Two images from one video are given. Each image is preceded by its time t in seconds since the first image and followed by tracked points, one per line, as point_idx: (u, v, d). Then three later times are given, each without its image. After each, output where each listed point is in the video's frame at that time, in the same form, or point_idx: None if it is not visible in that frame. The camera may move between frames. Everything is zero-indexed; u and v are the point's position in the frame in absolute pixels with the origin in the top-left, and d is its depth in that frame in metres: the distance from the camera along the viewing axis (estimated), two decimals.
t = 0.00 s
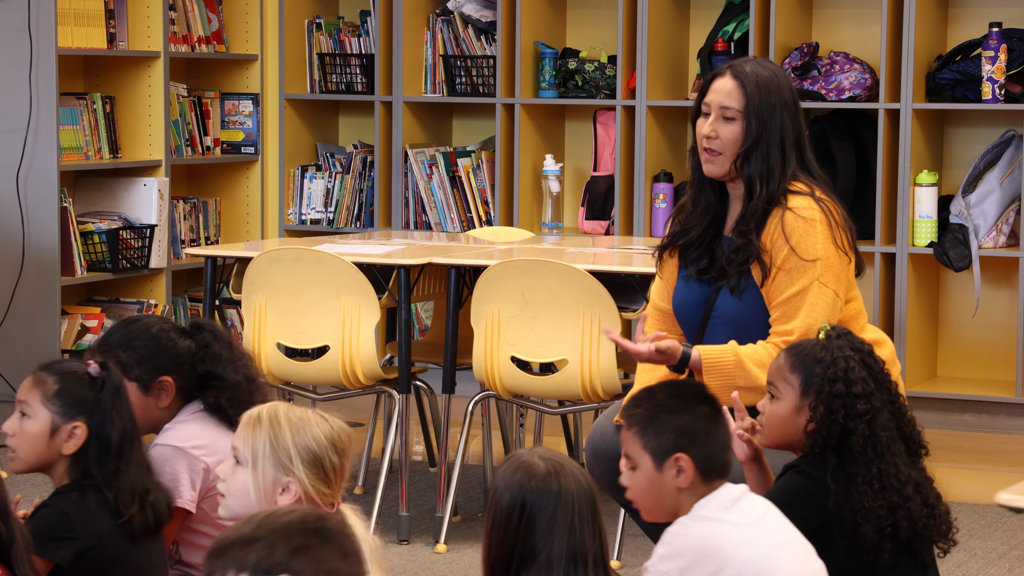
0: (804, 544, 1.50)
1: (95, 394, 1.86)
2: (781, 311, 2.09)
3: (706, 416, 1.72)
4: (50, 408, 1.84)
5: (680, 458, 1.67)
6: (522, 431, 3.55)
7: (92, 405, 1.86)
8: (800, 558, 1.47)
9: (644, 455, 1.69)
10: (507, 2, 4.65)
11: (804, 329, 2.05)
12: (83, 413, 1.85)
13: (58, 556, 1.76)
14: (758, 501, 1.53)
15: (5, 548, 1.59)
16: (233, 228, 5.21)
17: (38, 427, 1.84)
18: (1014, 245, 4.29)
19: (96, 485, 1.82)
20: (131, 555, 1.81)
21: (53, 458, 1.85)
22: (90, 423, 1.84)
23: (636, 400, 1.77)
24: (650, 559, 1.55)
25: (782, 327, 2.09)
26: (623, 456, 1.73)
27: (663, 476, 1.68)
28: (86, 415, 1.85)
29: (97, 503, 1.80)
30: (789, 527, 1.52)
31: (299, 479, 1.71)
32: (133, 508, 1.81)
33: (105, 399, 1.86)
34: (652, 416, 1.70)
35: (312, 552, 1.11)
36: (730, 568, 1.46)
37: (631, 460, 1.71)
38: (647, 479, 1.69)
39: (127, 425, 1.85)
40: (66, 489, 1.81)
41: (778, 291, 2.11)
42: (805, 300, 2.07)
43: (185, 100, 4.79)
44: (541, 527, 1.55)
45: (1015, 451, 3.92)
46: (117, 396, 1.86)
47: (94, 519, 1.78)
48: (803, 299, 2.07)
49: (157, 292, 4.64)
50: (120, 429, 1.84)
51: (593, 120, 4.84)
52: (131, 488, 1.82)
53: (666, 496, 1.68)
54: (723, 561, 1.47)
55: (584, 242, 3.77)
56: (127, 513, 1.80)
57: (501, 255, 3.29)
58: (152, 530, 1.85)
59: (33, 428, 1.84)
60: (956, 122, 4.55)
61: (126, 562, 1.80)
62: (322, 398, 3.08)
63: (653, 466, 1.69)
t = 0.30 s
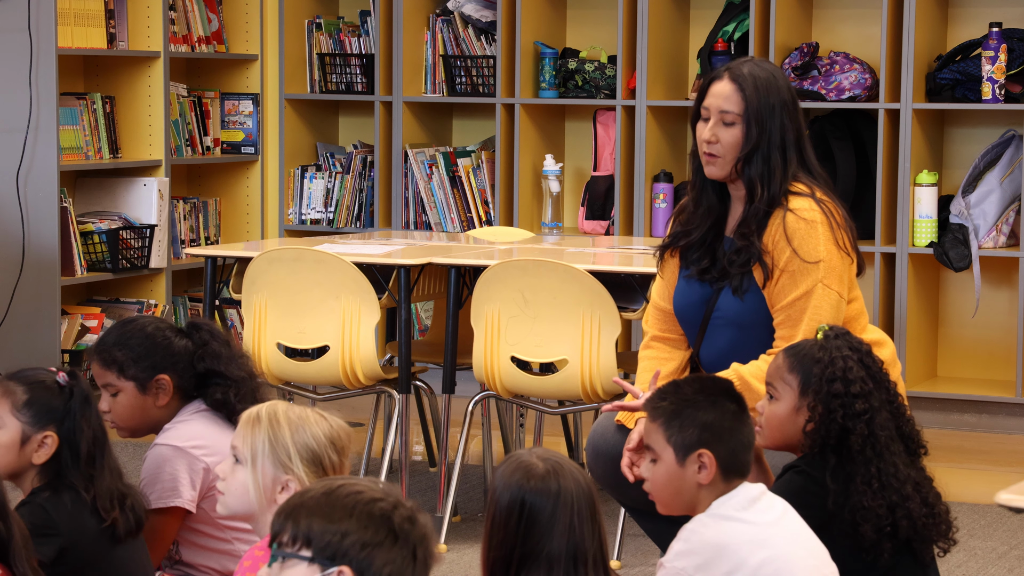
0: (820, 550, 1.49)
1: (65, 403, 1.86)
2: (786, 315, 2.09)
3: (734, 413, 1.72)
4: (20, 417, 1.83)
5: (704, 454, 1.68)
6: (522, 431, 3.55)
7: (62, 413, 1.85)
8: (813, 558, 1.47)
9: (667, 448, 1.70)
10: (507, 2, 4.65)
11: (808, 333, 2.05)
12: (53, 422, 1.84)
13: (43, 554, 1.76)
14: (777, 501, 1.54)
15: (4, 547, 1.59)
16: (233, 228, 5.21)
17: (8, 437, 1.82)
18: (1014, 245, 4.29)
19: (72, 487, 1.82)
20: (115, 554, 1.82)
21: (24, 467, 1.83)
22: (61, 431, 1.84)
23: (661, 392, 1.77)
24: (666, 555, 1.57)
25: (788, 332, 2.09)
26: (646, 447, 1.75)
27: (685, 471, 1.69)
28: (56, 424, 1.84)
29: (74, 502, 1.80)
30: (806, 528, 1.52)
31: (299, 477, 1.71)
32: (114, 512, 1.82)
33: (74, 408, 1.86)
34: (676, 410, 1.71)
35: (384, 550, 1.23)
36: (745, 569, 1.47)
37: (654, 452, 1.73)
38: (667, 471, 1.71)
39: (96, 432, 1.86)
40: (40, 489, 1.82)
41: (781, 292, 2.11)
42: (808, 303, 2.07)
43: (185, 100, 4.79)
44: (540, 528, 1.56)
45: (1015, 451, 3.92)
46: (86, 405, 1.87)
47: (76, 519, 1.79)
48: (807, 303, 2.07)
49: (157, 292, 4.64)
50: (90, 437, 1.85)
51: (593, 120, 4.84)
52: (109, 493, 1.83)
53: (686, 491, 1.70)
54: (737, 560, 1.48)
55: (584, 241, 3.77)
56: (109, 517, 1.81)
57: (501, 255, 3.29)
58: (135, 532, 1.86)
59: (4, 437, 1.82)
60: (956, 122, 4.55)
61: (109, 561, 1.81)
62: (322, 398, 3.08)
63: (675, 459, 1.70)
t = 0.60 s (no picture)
0: (785, 541, 1.50)
1: (75, 400, 1.85)
2: (788, 313, 2.10)
3: (702, 420, 1.76)
4: (32, 415, 1.82)
5: (672, 463, 1.70)
6: (522, 431, 3.55)
7: (73, 411, 1.84)
8: (782, 550, 1.47)
9: (636, 453, 1.71)
10: (507, 2, 4.65)
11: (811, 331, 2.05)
12: (65, 419, 1.83)
13: (46, 553, 1.77)
14: (741, 500, 1.55)
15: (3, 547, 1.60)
16: (233, 228, 5.21)
17: (20, 435, 1.82)
18: (1014, 245, 4.29)
19: (81, 485, 1.82)
20: (121, 556, 1.83)
21: (37, 465, 1.83)
22: (72, 428, 1.83)
23: (630, 399, 1.78)
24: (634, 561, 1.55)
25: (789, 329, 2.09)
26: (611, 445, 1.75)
27: (652, 478, 1.70)
28: (68, 422, 1.84)
29: (82, 502, 1.80)
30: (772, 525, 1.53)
31: (298, 476, 1.71)
32: (119, 512, 1.82)
33: (85, 405, 1.84)
34: (646, 419, 1.72)
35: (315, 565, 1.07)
36: (712, 569, 1.47)
37: (620, 453, 1.73)
38: (632, 474, 1.71)
39: (106, 430, 1.85)
40: (49, 487, 1.82)
41: (784, 292, 2.11)
42: (811, 302, 2.07)
43: (185, 100, 4.79)
44: (540, 528, 1.56)
45: (1015, 451, 3.92)
46: (97, 403, 1.85)
47: (81, 518, 1.79)
48: (809, 301, 2.07)
49: (157, 292, 4.64)
50: (99, 433, 1.84)
51: (593, 120, 4.84)
52: (117, 491, 1.83)
53: (649, 496, 1.71)
54: (706, 560, 1.47)
55: (584, 241, 3.77)
56: (115, 516, 1.81)
57: (500, 255, 3.29)
58: (142, 532, 1.86)
59: (16, 435, 1.82)
60: (956, 122, 4.55)
61: (116, 561, 1.82)
62: (322, 398, 3.08)
63: (642, 462, 1.71)
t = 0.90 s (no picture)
0: (778, 539, 1.49)
1: (98, 394, 1.86)
2: (785, 311, 2.10)
3: (699, 418, 1.78)
4: (57, 413, 1.83)
5: (668, 459, 1.72)
6: (522, 431, 3.55)
7: (96, 405, 1.85)
8: (773, 550, 1.47)
9: (633, 448, 1.73)
10: (507, 2, 4.65)
11: (808, 330, 2.05)
12: (90, 414, 1.85)
13: (66, 558, 1.76)
14: (737, 500, 1.53)
15: (3, 547, 1.60)
16: (233, 228, 5.21)
17: (48, 434, 1.83)
18: (1014, 245, 4.29)
19: (109, 482, 1.82)
20: (143, 553, 1.82)
21: (69, 463, 1.84)
22: (99, 422, 1.85)
23: (628, 394, 1.79)
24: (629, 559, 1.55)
25: (784, 326, 2.09)
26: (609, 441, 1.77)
27: (648, 474, 1.72)
28: (94, 416, 1.85)
29: (110, 504, 1.80)
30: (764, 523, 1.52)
31: (295, 476, 1.71)
32: (143, 505, 1.82)
33: (108, 398, 1.86)
34: (643, 415, 1.74)
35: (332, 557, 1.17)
36: (706, 570, 1.47)
37: (617, 448, 1.75)
38: (629, 470, 1.73)
39: (130, 421, 1.86)
40: (79, 489, 1.82)
41: (780, 291, 2.11)
42: (808, 301, 2.07)
43: (185, 100, 4.79)
44: (549, 527, 1.56)
45: (1015, 451, 3.91)
46: (118, 393, 1.87)
47: (104, 520, 1.78)
48: (806, 300, 2.07)
49: (157, 292, 4.64)
50: (123, 425, 1.85)
51: (593, 120, 4.84)
52: (141, 484, 1.83)
53: (645, 492, 1.73)
54: (699, 560, 1.47)
55: (584, 241, 3.77)
56: (138, 509, 1.81)
57: (500, 255, 3.29)
58: (161, 528, 1.86)
59: (45, 436, 1.83)
60: (956, 122, 4.55)
61: (137, 559, 1.81)
62: (322, 398, 3.08)
63: (639, 458, 1.73)
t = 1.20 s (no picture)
0: (818, 549, 1.49)
1: (90, 392, 1.86)
2: (779, 310, 2.10)
3: (764, 416, 1.76)
4: (48, 412, 1.84)
5: (727, 451, 1.71)
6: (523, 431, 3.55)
7: (89, 404, 1.85)
8: (811, 561, 1.47)
9: (694, 433, 1.72)
10: (507, 2, 4.65)
11: (802, 330, 2.06)
12: (82, 412, 1.85)
13: (61, 560, 1.77)
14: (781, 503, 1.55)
15: (5, 547, 1.60)
16: (233, 228, 5.21)
17: (40, 431, 1.83)
18: (1014, 245, 4.29)
19: (98, 481, 1.82)
20: (134, 552, 1.82)
21: (60, 461, 1.85)
22: (90, 422, 1.84)
23: (698, 379, 1.78)
24: (669, 545, 1.58)
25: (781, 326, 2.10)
26: (670, 421, 1.76)
27: (704, 462, 1.71)
28: (86, 415, 1.85)
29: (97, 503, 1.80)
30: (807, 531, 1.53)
31: (292, 477, 1.71)
32: (129, 505, 1.81)
33: (100, 397, 1.85)
34: (709, 404, 1.73)
35: (385, 559, 1.25)
36: (745, 567, 1.48)
37: (677, 431, 1.75)
38: (686, 455, 1.72)
39: (121, 420, 1.85)
40: (74, 490, 1.81)
41: (777, 291, 2.12)
42: (803, 301, 2.08)
43: (185, 100, 4.79)
44: (559, 526, 1.56)
45: (1015, 451, 3.91)
46: (111, 393, 1.86)
47: (90, 521, 1.78)
48: (801, 300, 2.08)
49: (157, 292, 4.64)
50: (114, 425, 1.84)
51: (593, 120, 4.84)
52: (130, 485, 1.82)
53: (697, 480, 1.72)
54: (739, 556, 1.49)
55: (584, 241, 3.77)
56: (124, 510, 1.81)
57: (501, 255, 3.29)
58: (152, 527, 1.85)
59: (35, 433, 1.83)
60: (956, 122, 4.55)
61: (127, 557, 1.81)
62: (322, 398, 3.08)
63: (699, 444, 1.72)
